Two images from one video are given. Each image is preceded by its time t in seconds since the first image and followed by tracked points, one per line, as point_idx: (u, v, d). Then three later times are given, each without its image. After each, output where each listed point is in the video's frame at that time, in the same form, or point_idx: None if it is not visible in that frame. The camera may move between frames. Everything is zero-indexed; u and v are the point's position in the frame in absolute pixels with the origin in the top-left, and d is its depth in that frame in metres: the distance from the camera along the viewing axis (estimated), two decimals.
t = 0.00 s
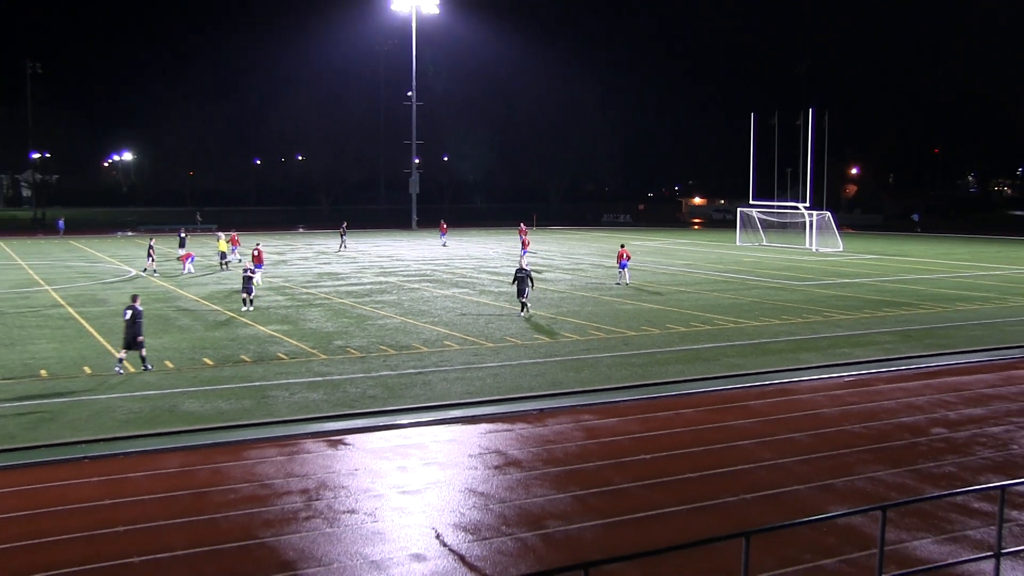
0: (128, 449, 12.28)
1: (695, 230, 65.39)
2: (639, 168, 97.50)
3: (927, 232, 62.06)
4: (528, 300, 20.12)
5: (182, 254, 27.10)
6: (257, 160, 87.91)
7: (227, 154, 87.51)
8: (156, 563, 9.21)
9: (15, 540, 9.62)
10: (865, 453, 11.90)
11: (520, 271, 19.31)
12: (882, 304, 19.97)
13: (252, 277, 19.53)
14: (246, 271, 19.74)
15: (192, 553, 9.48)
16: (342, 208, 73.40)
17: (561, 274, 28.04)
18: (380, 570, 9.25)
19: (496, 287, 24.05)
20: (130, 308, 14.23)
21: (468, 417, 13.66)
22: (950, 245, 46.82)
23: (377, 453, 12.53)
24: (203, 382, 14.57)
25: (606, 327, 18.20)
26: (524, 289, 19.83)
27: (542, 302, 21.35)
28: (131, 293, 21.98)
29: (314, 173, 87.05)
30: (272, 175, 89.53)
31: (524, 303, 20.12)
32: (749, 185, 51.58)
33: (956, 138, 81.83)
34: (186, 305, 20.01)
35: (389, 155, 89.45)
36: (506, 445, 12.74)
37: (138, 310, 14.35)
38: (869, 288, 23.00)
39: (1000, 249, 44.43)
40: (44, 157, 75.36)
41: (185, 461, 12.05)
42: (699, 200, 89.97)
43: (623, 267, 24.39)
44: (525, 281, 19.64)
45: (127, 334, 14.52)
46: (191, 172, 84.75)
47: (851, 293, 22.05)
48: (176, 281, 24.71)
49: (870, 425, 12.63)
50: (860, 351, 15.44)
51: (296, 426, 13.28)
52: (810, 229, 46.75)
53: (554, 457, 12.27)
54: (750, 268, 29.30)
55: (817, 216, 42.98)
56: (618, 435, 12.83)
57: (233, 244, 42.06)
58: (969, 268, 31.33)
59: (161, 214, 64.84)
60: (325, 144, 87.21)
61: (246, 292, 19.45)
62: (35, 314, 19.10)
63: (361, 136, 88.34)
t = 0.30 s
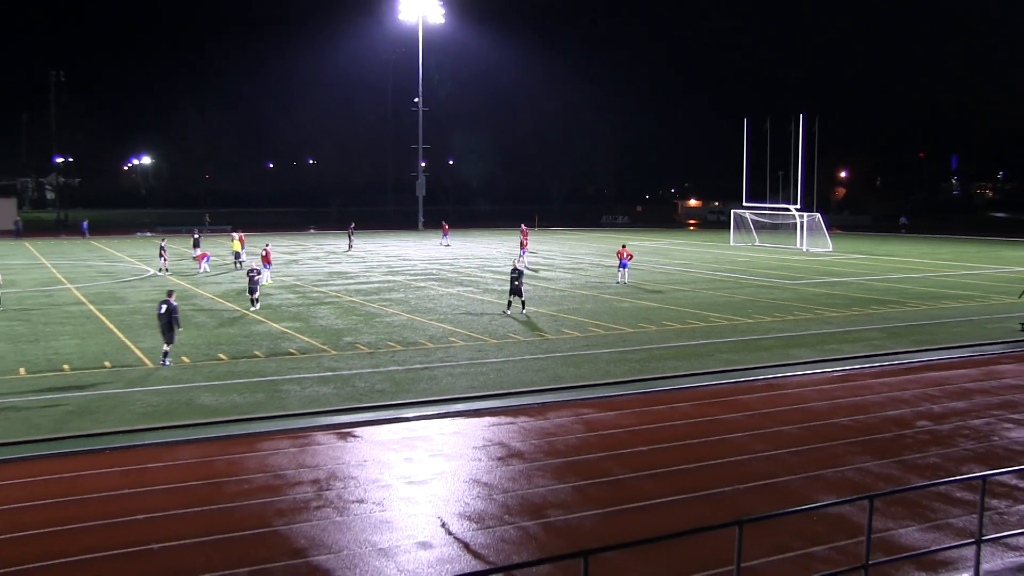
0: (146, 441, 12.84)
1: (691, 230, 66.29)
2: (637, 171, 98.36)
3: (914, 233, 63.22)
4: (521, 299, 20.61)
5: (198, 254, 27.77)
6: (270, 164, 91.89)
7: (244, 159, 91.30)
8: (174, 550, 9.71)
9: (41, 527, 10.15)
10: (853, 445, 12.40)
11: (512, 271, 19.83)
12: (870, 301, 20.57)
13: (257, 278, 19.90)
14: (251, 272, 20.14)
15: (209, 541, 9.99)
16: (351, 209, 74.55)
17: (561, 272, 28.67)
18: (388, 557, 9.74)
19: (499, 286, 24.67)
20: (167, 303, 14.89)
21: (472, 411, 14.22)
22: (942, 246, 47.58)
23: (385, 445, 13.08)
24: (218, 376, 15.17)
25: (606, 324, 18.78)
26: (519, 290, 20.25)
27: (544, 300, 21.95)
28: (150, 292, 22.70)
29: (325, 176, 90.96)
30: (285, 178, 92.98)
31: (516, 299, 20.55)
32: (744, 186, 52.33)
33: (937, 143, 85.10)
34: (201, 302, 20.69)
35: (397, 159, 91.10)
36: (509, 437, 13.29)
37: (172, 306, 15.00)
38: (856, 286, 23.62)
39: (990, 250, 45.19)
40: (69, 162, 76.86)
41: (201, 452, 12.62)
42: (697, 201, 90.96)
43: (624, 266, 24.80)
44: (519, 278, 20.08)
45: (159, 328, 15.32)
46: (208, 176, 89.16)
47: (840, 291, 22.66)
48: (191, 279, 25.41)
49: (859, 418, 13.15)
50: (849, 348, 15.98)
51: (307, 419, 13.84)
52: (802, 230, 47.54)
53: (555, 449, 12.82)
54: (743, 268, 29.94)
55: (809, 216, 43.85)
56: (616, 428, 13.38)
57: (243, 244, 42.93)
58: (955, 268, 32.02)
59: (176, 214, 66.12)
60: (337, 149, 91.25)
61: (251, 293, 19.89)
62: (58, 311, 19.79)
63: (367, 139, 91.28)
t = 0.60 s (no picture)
0: (164, 433, 13.40)
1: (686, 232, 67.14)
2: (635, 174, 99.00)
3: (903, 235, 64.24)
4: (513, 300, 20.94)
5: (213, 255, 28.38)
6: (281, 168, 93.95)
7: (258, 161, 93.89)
8: (190, 539, 10.18)
9: (64, 515, 10.64)
10: (843, 438, 12.93)
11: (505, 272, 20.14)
12: (858, 300, 21.25)
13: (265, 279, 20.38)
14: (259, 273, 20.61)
15: (224, 530, 10.45)
16: (360, 212, 75.01)
17: (561, 272, 29.32)
18: (396, 545, 10.19)
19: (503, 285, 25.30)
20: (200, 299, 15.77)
21: (476, 405, 14.79)
22: (933, 248, 48.39)
23: (392, 438, 13.64)
24: (232, 372, 15.81)
25: (604, 321, 19.41)
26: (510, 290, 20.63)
27: (547, 299, 22.57)
28: (168, 291, 23.42)
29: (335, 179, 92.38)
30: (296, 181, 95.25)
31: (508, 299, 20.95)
32: (739, 188, 53.15)
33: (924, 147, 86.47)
34: (217, 301, 21.42)
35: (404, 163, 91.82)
36: (511, 431, 13.86)
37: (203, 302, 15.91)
38: (845, 286, 24.27)
39: (979, 252, 46.02)
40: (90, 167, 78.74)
41: (217, 445, 13.16)
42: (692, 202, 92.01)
43: (623, 266, 25.13)
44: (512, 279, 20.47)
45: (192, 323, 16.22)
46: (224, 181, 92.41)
47: (830, 290, 23.35)
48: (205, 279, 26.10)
49: (848, 412, 13.69)
50: (838, 345, 16.61)
51: (317, 413, 14.43)
52: (791, 231, 48.41)
53: (555, 442, 13.37)
54: (737, 268, 30.63)
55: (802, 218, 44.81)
56: (615, 422, 13.93)
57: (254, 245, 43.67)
58: (940, 268, 32.78)
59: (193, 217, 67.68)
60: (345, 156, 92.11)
61: (259, 293, 20.41)
62: (81, 309, 20.50)
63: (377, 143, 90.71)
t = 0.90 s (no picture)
0: (182, 428, 13.98)
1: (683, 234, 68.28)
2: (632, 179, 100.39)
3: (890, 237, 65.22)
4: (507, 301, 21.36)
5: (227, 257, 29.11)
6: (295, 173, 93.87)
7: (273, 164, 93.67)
8: (207, 527, 10.66)
9: (88, 504, 11.18)
10: (832, 431, 13.51)
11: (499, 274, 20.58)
12: (847, 300, 22.02)
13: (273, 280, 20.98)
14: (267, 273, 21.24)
15: (241, 520, 10.93)
16: (368, 214, 75.87)
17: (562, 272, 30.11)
18: (403, 534, 10.62)
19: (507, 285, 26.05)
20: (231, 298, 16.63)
21: (481, 401, 15.39)
22: (922, 250, 49.48)
23: (400, 432, 14.22)
24: (247, 368, 16.51)
25: (604, 320, 20.10)
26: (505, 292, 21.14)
27: (549, 298, 23.28)
28: (185, 291, 24.24)
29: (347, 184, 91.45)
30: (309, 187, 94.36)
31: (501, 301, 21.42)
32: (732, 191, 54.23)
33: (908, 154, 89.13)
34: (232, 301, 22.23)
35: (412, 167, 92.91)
36: (515, 425, 14.44)
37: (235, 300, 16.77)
38: (836, 287, 25.04)
39: (965, 253, 47.06)
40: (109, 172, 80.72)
41: (232, 438, 13.74)
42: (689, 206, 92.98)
43: (620, 268, 25.68)
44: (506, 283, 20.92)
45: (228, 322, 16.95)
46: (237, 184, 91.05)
47: (820, 290, 24.18)
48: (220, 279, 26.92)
49: (837, 407, 14.29)
50: (827, 343, 17.30)
51: (328, 408, 15.03)
52: (784, 233, 49.33)
53: (557, 436, 13.94)
54: (731, 268, 31.45)
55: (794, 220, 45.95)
56: (614, 417, 14.52)
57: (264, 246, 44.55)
58: (927, 269, 33.68)
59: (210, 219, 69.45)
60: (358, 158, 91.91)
61: (267, 293, 21.01)
62: (103, 308, 21.31)
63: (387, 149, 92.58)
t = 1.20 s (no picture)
0: (197, 422, 14.52)
1: (679, 236, 69.42)
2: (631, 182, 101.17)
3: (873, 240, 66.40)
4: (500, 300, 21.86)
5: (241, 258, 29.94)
6: (306, 178, 93.82)
7: (284, 169, 94.08)
8: (222, 516, 11.05)
9: (108, 495, 11.61)
10: (820, 426, 14.09)
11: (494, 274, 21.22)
12: (834, 301, 22.91)
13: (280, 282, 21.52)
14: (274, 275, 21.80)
15: (255, 509, 11.31)
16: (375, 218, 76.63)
17: (562, 273, 30.99)
18: (409, 524, 10.93)
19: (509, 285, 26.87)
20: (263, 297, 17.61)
21: (484, 397, 16.00)
22: (910, 253, 50.51)
23: (406, 426, 14.74)
24: (259, 365, 17.24)
25: (602, 319, 20.86)
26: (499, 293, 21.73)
27: (549, 297, 24.05)
28: (200, 291, 25.09)
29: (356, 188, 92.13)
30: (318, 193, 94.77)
31: (498, 300, 22.01)
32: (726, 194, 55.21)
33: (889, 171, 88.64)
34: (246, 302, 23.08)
35: (417, 173, 94.01)
36: (516, 419, 15.01)
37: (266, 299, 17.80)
38: (824, 288, 25.96)
39: (948, 255, 48.12)
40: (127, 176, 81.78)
41: (245, 432, 14.29)
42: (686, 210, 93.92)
43: (618, 269, 26.47)
44: (500, 282, 21.49)
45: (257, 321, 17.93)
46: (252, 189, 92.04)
47: (809, 291, 25.07)
48: (234, 279, 27.80)
49: (826, 403, 14.91)
50: (816, 342, 18.09)
51: (337, 403, 15.64)
52: (773, 236, 50.42)
53: (556, 430, 14.49)
54: (725, 270, 32.31)
55: (783, 223, 47.19)
56: (611, 412, 15.10)
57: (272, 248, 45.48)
58: (914, 271, 34.60)
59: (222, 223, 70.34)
60: (365, 163, 92.81)
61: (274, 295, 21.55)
62: (122, 308, 22.15)
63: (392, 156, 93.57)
